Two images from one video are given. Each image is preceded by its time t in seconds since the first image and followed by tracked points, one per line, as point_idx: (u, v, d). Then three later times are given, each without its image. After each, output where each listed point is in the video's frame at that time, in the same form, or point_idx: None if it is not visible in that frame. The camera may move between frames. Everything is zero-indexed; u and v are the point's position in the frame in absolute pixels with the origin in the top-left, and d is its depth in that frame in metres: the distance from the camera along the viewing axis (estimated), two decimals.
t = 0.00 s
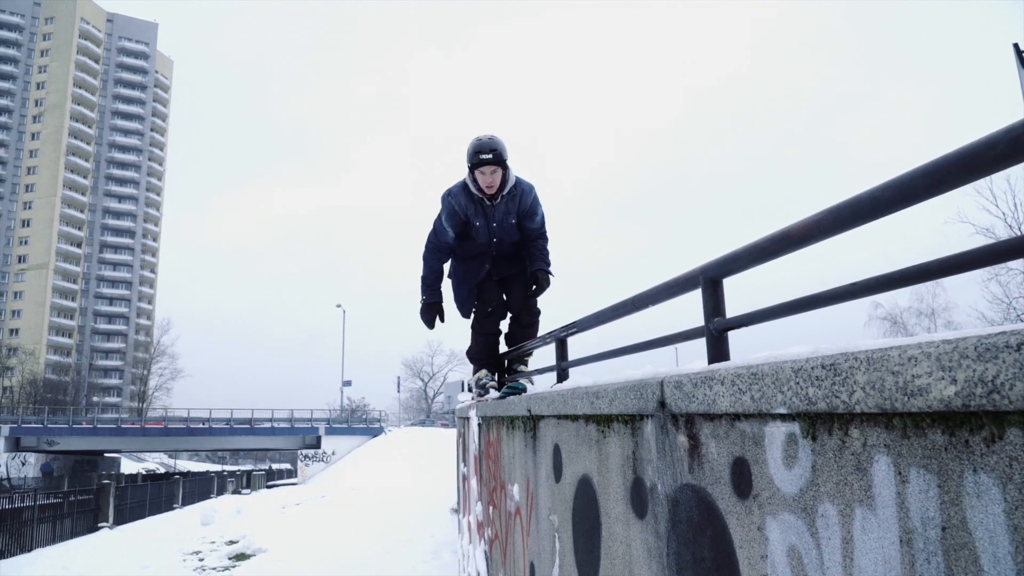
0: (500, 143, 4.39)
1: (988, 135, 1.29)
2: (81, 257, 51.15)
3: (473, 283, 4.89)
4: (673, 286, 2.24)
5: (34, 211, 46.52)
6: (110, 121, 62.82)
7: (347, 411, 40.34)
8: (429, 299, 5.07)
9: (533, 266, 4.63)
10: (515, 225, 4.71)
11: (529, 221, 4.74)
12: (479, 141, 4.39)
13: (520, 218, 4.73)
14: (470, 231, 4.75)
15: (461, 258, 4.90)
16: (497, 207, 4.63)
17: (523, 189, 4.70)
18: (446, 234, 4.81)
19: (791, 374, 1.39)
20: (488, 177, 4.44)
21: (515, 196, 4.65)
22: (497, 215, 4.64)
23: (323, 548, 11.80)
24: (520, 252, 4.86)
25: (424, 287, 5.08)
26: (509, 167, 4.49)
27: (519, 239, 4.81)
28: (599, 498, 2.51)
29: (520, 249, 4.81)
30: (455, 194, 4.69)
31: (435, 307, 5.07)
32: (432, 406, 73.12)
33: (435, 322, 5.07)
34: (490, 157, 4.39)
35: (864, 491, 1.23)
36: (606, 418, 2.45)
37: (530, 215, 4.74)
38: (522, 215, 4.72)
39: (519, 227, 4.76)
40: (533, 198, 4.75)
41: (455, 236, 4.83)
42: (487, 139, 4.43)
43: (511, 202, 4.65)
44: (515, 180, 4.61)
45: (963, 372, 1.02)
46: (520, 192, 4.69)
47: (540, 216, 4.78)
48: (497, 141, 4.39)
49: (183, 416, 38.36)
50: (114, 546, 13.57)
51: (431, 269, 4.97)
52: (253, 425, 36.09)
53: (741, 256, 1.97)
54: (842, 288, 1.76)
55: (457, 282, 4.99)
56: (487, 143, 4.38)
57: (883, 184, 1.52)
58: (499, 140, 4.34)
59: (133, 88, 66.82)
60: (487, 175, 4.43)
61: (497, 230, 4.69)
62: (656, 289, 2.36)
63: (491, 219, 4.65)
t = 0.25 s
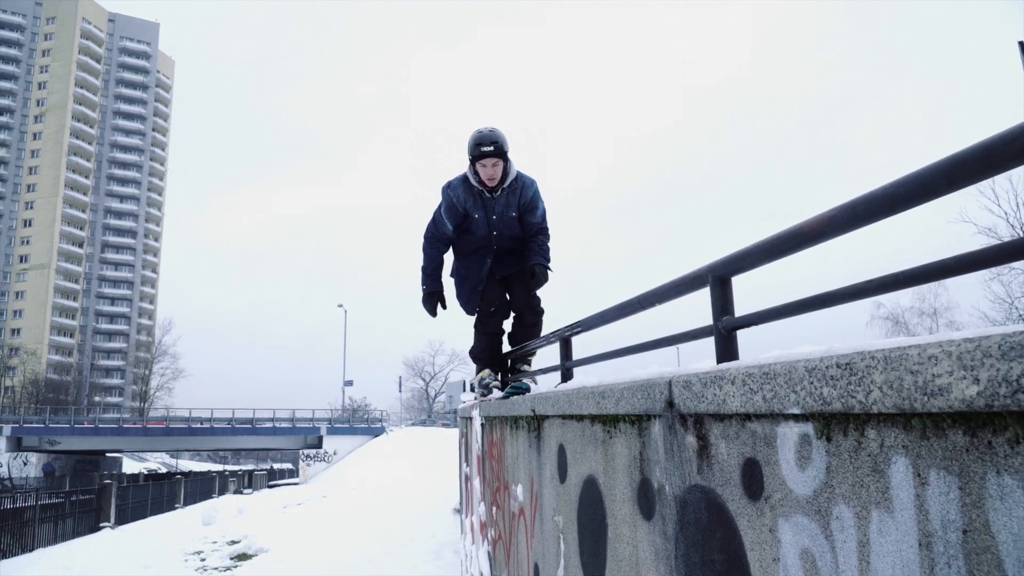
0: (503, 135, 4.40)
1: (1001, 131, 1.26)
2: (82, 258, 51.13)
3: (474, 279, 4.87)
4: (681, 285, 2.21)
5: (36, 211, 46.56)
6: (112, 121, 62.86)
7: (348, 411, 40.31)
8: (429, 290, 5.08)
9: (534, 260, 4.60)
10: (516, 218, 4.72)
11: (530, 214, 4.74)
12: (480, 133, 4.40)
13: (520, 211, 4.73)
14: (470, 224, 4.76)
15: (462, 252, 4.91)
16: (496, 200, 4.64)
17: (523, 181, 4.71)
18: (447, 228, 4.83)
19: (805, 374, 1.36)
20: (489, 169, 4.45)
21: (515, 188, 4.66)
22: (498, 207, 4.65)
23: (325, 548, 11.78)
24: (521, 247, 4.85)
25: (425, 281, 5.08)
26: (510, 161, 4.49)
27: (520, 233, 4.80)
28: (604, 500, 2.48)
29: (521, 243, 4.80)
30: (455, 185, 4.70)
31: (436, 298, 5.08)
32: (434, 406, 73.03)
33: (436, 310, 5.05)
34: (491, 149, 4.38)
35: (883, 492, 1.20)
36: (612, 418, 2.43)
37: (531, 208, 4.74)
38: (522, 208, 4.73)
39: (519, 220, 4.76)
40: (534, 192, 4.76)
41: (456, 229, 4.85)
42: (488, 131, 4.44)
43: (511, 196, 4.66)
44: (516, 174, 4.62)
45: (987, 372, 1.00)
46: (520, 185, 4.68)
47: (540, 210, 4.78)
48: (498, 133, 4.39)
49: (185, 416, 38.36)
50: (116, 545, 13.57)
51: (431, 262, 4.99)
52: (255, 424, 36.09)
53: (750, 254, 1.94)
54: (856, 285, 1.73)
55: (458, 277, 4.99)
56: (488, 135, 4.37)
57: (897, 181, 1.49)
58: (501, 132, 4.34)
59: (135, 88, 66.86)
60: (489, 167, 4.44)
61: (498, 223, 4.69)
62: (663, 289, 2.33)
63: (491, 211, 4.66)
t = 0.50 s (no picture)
0: (500, 129, 4.38)
1: None
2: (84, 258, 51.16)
3: (476, 276, 4.85)
4: (689, 282, 2.18)
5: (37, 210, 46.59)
6: (113, 121, 62.92)
7: (350, 410, 40.33)
8: (434, 288, 5.05)
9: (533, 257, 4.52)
10: (516, 214, 4.66)
11: (531, 209, 4.66)
12: (478, 127, 4.40)
13: (521, 207, 4.67)
14: (471, 221, 4.77)
15: (465, 250, 4.89)
16: (495, 196, 4.61)
17: (523, 177, 4.66)
18: (448, 225, 4.86)
19: (819, 373, 1.33)
20: (487, 164, 4.44)
21: (515, 184, 4.62)
22: (497, 203, 4.63)
23: (327, 548, 11.78)
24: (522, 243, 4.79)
25: (430, 281, 5.06)
26: (508, 156, 4.47)
27: (522, 229, 4.74)
28: (610, 501, 2.45)
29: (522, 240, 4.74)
30: (455, 183, 4.72)
31: (442, 297, 5.04)
32: (436, 405, 73.16)
33: (442, 308, 5.02)
34: (489, 144, 4.38)
35: (899, 495, 1.18)
36: (619, 418, 2.39)
37: (531, 203, 4.67)
38: (522, 204, 4.66)
39: (520, 215, 4.70)
40: (534, 187, 4.69)
41: (458, 227, 4.87)
42: (486, 126, 4.44)
43: (510, 191, 4.62)
44: (515, 169, 4.58)
45: (1012, 370, 0.96)
46: (519, 181, 4.63)
47: (542, 205, 4.69)
48: (496, 128, 4.38)
49: (186, 416, 38.36)
50: (117, 546, 13.56)
51: (435, 262, 4.99)
52: (256, 424, 36.09)
53: (760, 251, 1.90)
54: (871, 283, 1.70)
55: (461, 275, 4.97)
56: (486, 130, 4.37)
57: (912, 177, 1.46)
58: (497, 125, 4.33)
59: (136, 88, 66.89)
60: (486, 162, 4.43)
61: (498, 219, 4.66)
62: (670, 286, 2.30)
63: (490, 208, 4.64)
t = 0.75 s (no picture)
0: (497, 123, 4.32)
1: None
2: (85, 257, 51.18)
3: (478, 272, 4.80)
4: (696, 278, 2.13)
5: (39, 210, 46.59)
6: (114, 120, 62.95)
7: (351, 410, 40.31)
8: (438, 286, 5.00)
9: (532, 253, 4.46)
10: (516, 208, 4.62)
11: (529, 202, 4.60)
12: (475, 124, 4.34)
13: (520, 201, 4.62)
14: (471, 217, 4.75)
15: (468, 246, 4.85)
16: (494, 192, 4.57)
17: (520, 171, 4.62)
18: (449, 223, 4.83)
19: (836, 373, 1.29)
20: (485, 161, 4.39)
21: (513, 179, 4.58)
22: (496, 198, 4.59)
23: (328, 548, 11.74)
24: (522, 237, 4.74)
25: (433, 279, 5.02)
26: (506, 150, 4.41)
27: (522, 223, 4.69)
28: (617, 504, 2.40)
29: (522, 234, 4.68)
30: (454, 180, 4.70)
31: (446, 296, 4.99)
32: (437, 405, 73.15)
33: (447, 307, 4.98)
34: (487, 141, 4.32)
35: (922, 500, 1.13)
36: (625, 418, 2.35)
37: (529, 195, 4.62)
38: (521, 197, 4.62)
39: (519, 209, 4.66)
40: (532, 179, 4.65)
41: (459, 224, 4.84)
42: (482, 123, 4.38)
43: (509, 186, 4.58)
44: (513, 164, 4.53)
45: None
46: (517, 175, 4.58)
47: (539, 196, 4.64)
48: (492, 123, 4.32)
49: (188, 415, 38.35)
50: (119, 545, 13.53)
51: (438, 259, 4.94)
52: (257, 424, 36.07)
53: (772, 247, 1.85)
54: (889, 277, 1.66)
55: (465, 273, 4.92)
56: (483, 127, 4.31)
57: (937, 166, 1.40)
58: (494, 121, 4.27)
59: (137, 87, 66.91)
60: (484, 158, 4.38)
61: (497, 214, 4.62)
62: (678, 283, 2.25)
63: (489, 203, 4.60)
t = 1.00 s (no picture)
0: (497, 133, 4.29)
1: None
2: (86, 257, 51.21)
3: (476, 279, 4.78)
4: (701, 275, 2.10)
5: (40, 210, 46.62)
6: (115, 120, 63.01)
7: (353, 410, 40.34)
8: (439, 291, 4.97)
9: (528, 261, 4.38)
10: (514, 216, 4.57)
11: (527, 210, 4.53)
12: (475, 133, 4.31)
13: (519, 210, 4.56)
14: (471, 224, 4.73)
15: (467, 252, 4.84)
16: (493, 200, 4.54)
17: (521, 179, 4.58)
18: (449, 228, 4.81)
19: (849, 371, 1.25)
20: (486, 169, 4.38)
21: (512, 187, 4.55)
22: (495, 206, 4.56)
23: (330, 548, 11.73)
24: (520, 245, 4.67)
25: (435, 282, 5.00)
26: (506, 159, 4.38)
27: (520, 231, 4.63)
28: (621, 504, 2.36)
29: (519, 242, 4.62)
30: (456, 185, 4.69)
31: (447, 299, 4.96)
32: (439, 405, 73.18)
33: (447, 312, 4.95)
34: (488, 150, 4.30)
35: (941, 503, 1.10)
36: (629, 418, 2.31)
37: (528, 204, 4.55)
38: (520, 207, 4.56)
39: (518, 218, 4.60)
40: (533, 188, 4.59)
41: (460, 229, 4.81)
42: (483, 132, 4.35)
43: (508, 194, 4.55)
44: (513, 171, 4.50)
45: None
46: (517, 184, 4.54)
47: (539, 206, 4.55)
48: (492, 132, 4.29)
49: (189, 415, 38.36)
50: (120, 545, 13.54)
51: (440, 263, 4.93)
52: (258, 423, 36.11)
53: (781, 244, 1.82)
54: (901, 274, 1.62)
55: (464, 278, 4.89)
56: (484, 135, 4.28)
57: (952, 159, 1.36)
58: (494, 130, 4.23)
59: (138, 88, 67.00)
60: (486, 168, 4.37)
61: (496, 221, 4.59)
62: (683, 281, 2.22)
63: (488, 211, 4.59)
